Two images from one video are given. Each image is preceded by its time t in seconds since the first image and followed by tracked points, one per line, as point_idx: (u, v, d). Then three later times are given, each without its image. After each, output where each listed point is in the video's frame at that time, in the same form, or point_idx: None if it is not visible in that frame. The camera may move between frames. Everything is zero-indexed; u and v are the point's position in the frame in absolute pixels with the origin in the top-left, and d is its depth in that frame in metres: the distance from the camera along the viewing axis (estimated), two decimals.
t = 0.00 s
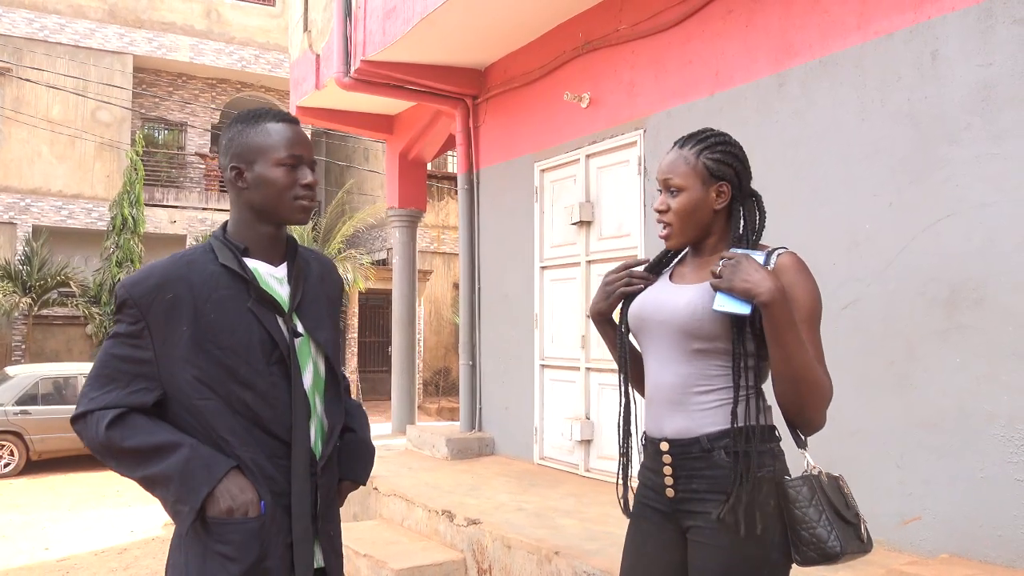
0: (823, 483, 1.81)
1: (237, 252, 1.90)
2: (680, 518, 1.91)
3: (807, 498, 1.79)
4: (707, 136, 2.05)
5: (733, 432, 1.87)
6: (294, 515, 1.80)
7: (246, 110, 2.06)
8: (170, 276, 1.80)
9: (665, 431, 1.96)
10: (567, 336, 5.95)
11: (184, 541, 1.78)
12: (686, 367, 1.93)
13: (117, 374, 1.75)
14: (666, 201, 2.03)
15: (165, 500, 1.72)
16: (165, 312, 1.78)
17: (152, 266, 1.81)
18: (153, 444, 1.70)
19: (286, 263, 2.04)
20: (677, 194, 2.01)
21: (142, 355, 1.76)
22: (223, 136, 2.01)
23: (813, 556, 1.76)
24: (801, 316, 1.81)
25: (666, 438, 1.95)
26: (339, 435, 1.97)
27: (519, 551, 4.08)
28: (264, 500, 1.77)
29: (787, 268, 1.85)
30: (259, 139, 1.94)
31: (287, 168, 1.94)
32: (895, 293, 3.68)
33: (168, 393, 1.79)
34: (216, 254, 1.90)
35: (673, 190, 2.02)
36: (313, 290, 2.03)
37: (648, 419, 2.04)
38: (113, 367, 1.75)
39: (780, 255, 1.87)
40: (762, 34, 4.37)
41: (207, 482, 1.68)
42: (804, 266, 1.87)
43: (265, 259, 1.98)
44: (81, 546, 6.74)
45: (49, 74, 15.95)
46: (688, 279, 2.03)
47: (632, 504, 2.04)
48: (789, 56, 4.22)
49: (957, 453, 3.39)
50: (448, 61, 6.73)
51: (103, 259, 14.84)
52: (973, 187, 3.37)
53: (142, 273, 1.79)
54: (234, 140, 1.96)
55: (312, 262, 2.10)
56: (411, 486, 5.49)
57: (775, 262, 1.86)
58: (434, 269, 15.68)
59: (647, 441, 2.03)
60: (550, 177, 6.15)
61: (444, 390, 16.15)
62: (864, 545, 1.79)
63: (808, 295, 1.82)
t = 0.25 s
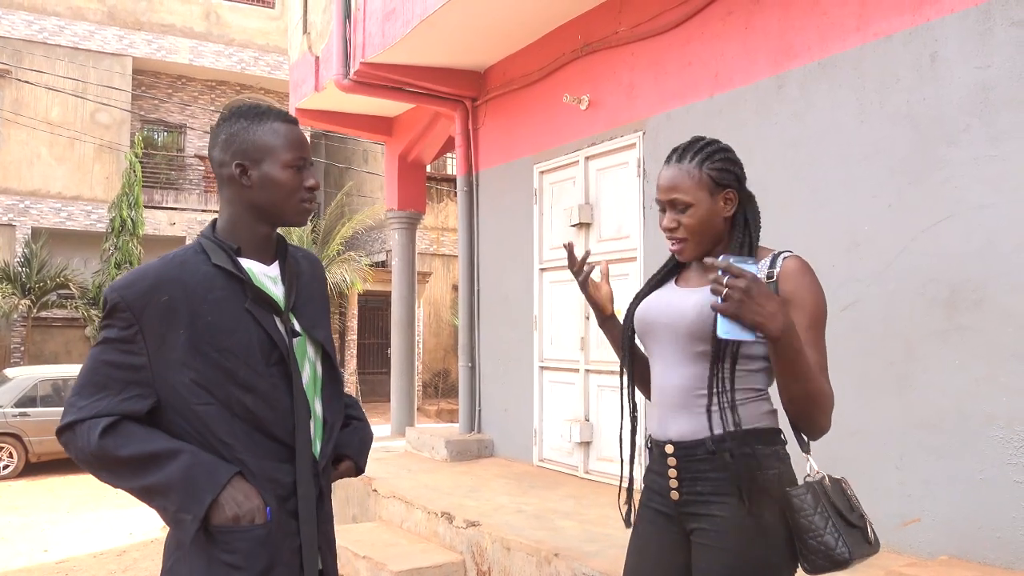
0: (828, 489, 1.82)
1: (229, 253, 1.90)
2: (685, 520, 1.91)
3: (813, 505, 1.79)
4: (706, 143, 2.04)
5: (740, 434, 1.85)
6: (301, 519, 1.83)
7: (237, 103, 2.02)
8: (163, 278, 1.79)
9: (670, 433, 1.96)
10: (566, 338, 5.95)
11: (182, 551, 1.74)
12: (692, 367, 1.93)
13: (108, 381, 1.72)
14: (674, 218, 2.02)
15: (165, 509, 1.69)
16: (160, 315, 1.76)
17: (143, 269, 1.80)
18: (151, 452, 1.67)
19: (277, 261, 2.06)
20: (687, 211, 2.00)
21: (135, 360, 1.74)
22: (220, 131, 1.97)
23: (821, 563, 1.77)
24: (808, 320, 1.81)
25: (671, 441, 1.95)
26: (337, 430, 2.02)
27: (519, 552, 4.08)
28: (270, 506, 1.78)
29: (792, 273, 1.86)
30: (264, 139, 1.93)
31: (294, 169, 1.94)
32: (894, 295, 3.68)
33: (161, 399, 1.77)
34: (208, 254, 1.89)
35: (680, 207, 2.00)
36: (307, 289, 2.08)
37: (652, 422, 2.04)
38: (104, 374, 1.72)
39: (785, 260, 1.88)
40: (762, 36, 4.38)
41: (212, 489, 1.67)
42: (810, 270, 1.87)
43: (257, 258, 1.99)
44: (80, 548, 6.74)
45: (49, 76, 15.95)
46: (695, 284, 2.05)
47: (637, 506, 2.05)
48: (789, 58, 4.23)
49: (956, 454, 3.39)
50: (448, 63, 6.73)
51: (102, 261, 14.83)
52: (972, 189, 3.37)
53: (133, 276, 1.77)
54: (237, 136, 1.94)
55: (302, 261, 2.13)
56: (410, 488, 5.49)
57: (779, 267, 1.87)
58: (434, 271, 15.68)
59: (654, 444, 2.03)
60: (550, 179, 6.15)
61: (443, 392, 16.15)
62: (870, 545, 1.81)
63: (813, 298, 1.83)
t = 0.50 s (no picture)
0: (835, 484, 1.81)
1: (236, 249, 1.90)
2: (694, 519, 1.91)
3: (821, 505, 1.77)
4: (700, 140, 2.03)
5: (748, 433, 1.87)
6: (305, 520, 1.82)
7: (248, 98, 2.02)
8: (169, 275, 1.79)
9: (678, 434, 1.97)
10: (569, 336, 5.95)
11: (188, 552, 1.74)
12: (699, 368, 1.94)
13: (111, 378, 1.72)
14: (673, 217, 2.00)
15: (171, 509, 1.69)
16: (166, 312, 1.76)
17: (148, 265, 1.79)
18: (157, 451, 1.68)
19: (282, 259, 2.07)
20: (687, 208, 1.99)
21: (138, 356, 1.74)
22: (229, 125, 1.97)
23: (832, 560, 1.77)
24: (808, 316, 1.80)
25: (680, 441, 1.96)
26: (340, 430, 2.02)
27: (522, 550, 4.09)
28: (276, 508, 1.77)
29: (790, 267, 1.85)
30: (276, 134, 1.94)
31: (305, 165, 1.96)
32: (897, 294, 3.68)
33: (165, 396, 1.77)
34: (214, 250, 1.89)
35: (681, 205, 1.99)
36: (311, 286, 2.10)
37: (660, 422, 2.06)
38: (106, 370, 1.71)
39: (783, 252, 1.88)
40: (766, 34, 4.37)
41: (221, 489, 1.68)
42: (808, 263, 1.87)
43: (263, 256, 1.99)
44: (84, 544, 6.76)
45: (53, 73, 15.97)
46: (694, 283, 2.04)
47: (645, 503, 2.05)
48: (792, 56, 4.22)
49: (959, 454, 3.39)
50: (451, 61, 6.73)
51: (106, 258, 14.86)
52: (976, 188, 3.36)
53: (138, 272, 1.77)
54: (248, 130, 1.94)
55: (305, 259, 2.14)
56: (413, 486, 5.50)
57: (778, 260, 1.87)
58: (437, 268, 15.69)
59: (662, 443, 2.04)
60: (553, 177, 6.15)
61: (446, 390, 16.15)
62: (877, 536, 1.82)
63: (814, 294, 1.82)
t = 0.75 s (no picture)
0: (834, 485, 1.82)
1: (242, 251, 1.91)
2: (695, 523, 1.91)
3: (820, 505, 1.78)
4: (712, 138, 2.05)
5: (749, 436, 1.87)
6: (303, 523, 1.82)
7: (262, 104, 2.03)
8: (174, 275, 1.80)
9: (678, 437, 1.97)
10: (569, 340, 5.95)
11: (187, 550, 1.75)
12: (698, 374, 1.94)
13: (115, 376, 1.72)
14: (677, 204, 2.01)
15: (170, 509, 1.69)
16: (171, 311, 1.77)
17: (154, 264, 1.80)
18: (158, 450, 1.68)
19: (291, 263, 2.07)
20: (692, 197, 1.99)
21: (142, 355, 1.74)
22: (242, 128, 1.98)
23: (831, 562, 1.77)
24: (803, 315, 1.81)
25: (680, 445, 1.96)
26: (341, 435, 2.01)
27: (521, 554, 4.09)
28: (276, 510, 1.77)
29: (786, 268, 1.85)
30: (287, 138, 1.95)
31: (315, 169, 1.96)
32: (898, 298, 3.68)
33: (168, 395, 1.77)
34: (221, 251, 1.90)
35: (686, 192, 2.00)
36: (317, 291, 2.10)
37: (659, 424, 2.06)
38: (110, 368, 1.72)
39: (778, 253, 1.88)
40: (766, 39, 4.38)
41: (220, 490, 1.68)
42: (802, 263, 1.87)
43: (270, 259, 1.99)
44: (84, 547, 6.75)
45: (54, 76, 16.00)
46: (690, 288, 2.05)
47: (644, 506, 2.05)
48: (793, 60, 4.23)
49: (960, 458, 3.39)
50: (452, 64, 6.74)
51: (106, 261, 14.87)
52: (977, 192, 3.37)
53: (144, 270, 1.77)
54: (260, 134, 1.95)
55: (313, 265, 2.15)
56: (413, 489, 5.50)
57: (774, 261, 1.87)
58: (437, 272, 15.69)
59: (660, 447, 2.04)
60: (553, 181, 6.16)
61: (446, 393, 16.15)
62: (875, 534, 1.83)
63: (805, 291, 1.82)
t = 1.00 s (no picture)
0: (825, 484, 1.80)
1: (248, 251, 1.92)
2: (691, 522, 1.92)
3: (811, 502, 1.77)
4: (715, 136, 2.06)
5: (749, 437, 1.88)
6: (299, 522, 1.82)
7: (272, 106, 2.03)
8: (178, 273, 1.81)
9: (676, 438, 1.97)
10: (568, 339, 5.96)
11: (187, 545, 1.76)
12: (698, 375, 1.95)
13: (121, 372, 1.73)
14: (676, 195, 2.02)
15: (170, 504, 1.70)
16: (175, 308, 1.78)
17: (159, 261, 1.81)
18: (159, 445, 1.68)
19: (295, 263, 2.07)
20: (690, 189, 2.00)
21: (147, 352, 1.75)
22: (251, 129, 1.98)
23: (816, 560, 1.76)
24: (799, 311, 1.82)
25: (677, 445, 1.96)
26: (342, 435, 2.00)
27: (521, 553, 4.09)
28: (275, 506, 1.78)
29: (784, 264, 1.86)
30: (295, 140, 1.95)
31: (323, 172, 1.97)
32: (897, 298, 3.68)
33: (172, 392, 1.78)
34: (226, 251, 1.91)
35: (685, 184, 2.01)
36: (323, 293, 2.10)
37: (657, 425, 2.06)
38: (116, 364, 1.73)
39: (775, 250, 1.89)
40: (765, 39, 4.38)
41: (218, 485, 1.68)
42: (801, 261, 1.87)
43: (274, 259, 2.00)
44: (83, 547, 6.75)
45: (53, 76, 15.99)
46: (686, 285, 2.05)
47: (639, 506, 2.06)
48: (792, 61, 4.23)
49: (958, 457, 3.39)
50: (451, 64, 6.74)
51: (105, 261, 14.86)
52: (975, 192, 3.37)
53: (150, 268, 1.78)
54: (268, 135, 1.96)
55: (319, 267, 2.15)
56: (412, 488, 5.50)
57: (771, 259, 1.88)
58: (436, 272, 15.70)
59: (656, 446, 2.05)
60: (553, 181, 6.16)
61: (445, 393, 16.15)
62: (866, 538, 1.81)
63: (804, 286, 1.82)
